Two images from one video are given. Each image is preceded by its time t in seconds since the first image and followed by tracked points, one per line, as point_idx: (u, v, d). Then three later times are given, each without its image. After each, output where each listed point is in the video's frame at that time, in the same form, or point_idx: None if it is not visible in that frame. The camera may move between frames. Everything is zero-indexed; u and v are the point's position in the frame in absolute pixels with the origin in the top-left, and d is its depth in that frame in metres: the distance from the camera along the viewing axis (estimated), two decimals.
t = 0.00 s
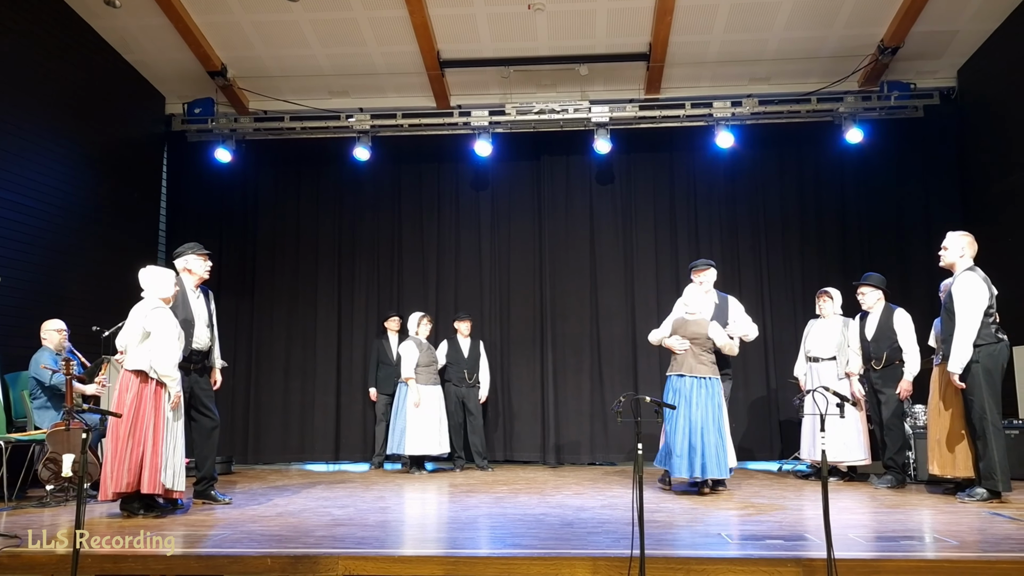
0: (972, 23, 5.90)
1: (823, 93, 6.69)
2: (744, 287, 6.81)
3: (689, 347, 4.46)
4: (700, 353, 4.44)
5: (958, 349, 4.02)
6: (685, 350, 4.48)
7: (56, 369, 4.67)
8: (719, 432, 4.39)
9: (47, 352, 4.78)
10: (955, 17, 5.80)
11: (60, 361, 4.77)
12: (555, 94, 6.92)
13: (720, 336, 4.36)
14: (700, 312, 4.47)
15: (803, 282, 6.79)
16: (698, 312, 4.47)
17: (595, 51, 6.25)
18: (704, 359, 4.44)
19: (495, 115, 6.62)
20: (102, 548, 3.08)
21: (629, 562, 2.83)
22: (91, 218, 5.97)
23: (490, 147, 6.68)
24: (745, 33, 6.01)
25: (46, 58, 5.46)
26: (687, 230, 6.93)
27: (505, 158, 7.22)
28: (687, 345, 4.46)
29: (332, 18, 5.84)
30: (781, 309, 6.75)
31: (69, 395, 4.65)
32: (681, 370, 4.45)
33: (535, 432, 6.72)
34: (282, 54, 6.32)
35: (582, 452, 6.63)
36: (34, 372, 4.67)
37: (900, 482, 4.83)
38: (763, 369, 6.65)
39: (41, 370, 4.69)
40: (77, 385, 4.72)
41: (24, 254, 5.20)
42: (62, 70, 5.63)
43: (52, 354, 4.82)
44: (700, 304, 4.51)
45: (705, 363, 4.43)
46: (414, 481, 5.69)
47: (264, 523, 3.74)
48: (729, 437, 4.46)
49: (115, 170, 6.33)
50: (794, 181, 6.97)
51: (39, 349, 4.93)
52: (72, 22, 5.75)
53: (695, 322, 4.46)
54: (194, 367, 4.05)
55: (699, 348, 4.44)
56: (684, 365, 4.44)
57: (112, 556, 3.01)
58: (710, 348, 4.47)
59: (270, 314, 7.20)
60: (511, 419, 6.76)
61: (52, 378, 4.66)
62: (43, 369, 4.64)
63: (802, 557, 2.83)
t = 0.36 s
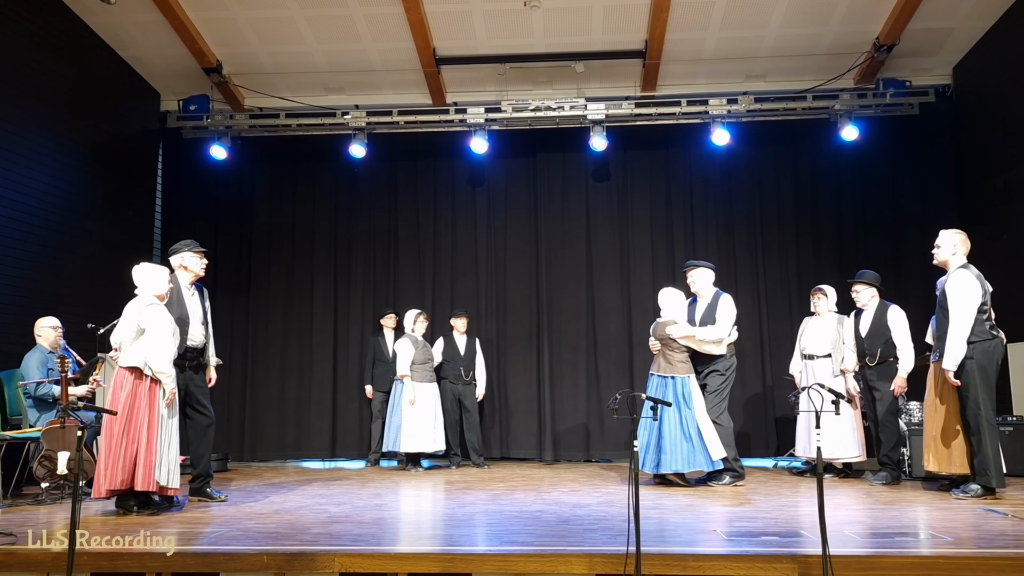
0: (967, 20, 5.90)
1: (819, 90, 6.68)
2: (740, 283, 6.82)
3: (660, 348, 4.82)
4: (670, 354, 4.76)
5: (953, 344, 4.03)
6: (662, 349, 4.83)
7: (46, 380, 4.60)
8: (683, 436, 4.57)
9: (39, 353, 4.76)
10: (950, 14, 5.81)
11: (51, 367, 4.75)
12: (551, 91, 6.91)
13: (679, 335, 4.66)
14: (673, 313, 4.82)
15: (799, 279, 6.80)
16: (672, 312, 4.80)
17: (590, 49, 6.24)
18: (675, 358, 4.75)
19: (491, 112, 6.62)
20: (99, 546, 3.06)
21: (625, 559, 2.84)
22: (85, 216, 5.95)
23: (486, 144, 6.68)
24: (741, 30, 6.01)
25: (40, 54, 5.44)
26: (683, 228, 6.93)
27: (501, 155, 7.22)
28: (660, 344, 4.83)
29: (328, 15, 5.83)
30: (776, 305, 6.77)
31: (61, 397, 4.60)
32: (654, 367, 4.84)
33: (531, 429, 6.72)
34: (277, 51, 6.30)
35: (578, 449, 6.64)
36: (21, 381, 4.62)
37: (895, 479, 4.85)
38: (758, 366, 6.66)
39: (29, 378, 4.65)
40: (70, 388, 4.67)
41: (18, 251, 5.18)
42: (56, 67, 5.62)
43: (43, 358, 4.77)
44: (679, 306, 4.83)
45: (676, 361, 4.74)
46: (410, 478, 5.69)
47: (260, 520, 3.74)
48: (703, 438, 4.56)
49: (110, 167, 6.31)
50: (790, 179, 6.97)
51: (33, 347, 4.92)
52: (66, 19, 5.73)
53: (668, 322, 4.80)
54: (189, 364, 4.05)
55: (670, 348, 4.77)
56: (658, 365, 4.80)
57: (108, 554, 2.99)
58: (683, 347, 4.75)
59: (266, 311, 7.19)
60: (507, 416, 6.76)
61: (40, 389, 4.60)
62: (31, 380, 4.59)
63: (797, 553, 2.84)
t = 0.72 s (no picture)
0: (963, 18, 5.91)
1: (815, 89, 6.70)
2: (736, 281, 6.83)
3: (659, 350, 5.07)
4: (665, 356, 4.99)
5: (946, 341, 4.04)
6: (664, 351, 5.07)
7: (46, 373, 4.61)
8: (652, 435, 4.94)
9: (34, 350, 4.72)
10: (946, 12, 5.82)
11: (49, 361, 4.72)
12: (548, 89, 6.90)
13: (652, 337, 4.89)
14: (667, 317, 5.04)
15: (795, 277, 6.81)
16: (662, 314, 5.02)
17: (587, 47, 6.24)
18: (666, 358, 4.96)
19: (488, 111, 6.61)
20: (95, 545, 3.05)
21: (622, 556, 2.84)
22: (81, 213, 5.94)
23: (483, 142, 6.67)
24: (737, 29, 6.02)
25: (35, 51, 5.42)
26: (680, 226, 6.93)
27: (498, 153, 7.22)
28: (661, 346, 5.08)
29: (324, 13, 5.82)
30: (772, 302, 6.78)
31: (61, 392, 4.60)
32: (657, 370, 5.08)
33: (527, 427, 6.72)
34: (273, 48, 6.29)
35: (575, 447, 6.64)
36: (21, 375, 4.62)
37: (891, 477, 4.86)
38: (755, 364, 6.67)
39: (27, 372, 4.64)
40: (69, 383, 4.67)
41: (13, 249, 5.16)
42: (52, 65, 5.60)
43: (39, 353, 4.74)
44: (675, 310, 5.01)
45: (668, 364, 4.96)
46: (407, 476, 5.69)
47: (256, 519, 3.74)
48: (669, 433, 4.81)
49: (105, 165, 6.29)
50: (786, 176, 6.97)
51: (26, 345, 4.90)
52: (62, 16, 5.72)
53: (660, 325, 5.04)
54: (184, 363, 4.04)
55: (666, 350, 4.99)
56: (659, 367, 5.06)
57: (104, 552, 2.98)
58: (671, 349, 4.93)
59: (263, 309, 7.18)
60: (504, 414, 6.76)
61: (40, 382, 4.61)
62: (30, 374, 4.60)
63: (793, 551, 2.85)
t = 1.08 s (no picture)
0: (959, 17, 5.92)
1: (811, 88, 6.71)
2: (733, 279, 6.84)
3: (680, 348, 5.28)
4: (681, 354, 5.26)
5: (937, 340, 4.07)
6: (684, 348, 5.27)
7: (40, 377, 4.59)
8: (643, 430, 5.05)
9: (28, 352, 4.71)
10: (942, 12, 5.83)
11: (42, 365, 4.69)
12: (545, 87, 6.90)
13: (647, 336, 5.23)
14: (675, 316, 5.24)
15: (791, 276, 6.81)
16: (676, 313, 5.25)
17: (584, 45, 6.24)
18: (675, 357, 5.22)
19: (485, 109, 6.62)
20: (91, 544, 3.05)
21: (618, 554, 2.84)
22: (76, 212, 5.93)
23: (480, 140, 6.67)
24: (734, 27, 6.02)
25: (31, 49, 5.41)
26: (676, 224, 6.94)
27: (495, 152, 7.22)
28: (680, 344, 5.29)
29: (321, 11, 5.82)
30: (768, 301, 6.79)
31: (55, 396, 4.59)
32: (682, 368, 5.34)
33: (524, 425, 6.73)
34: (270, 46, 6.29)
35: (572, 446, 6.65)
36: (14, 379, 4.60)
37: (887, 475, 4.87)
38: (751, 362, 6.68)
39: (21, 375, 4.62)
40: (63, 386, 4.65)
41: (9, 247, 5.16)
42: (47, 63, 5.59)
43: (32, 355, 4.71)
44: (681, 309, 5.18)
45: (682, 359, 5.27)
46: (404, 474, 5.70)
47: (253, 518, 3.73)
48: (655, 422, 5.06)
49: (101, 163, 6.28)
50: (783, 175, 6.98)
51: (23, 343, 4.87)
52: (57, 14, 5.70)
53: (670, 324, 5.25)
54: (179, 361, 4.04)
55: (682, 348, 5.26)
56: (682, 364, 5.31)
57: (100, 551, 2.97)
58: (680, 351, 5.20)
59: (259, 308, 7.17)
60: (501, 413, 6.77)
61: (32, 387, 4.58)
62: (22, 378, 4.56)
63: (789, 549, 2.86)
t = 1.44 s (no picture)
0: (956, 17, 5.93)
1: (809, 86, 6.71)
2: (730, 278, 6.85)
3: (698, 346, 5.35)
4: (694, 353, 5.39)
5: (932, 340, 4.08)
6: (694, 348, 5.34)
7: (33, 378, 4.58)
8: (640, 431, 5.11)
9: (25, 351, 4.71)
10: (939, 11, 5.84)
11: (37, 366, 4.69)
12: (542, 86, 6.89)
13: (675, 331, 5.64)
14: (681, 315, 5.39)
15: (788, 274, 6.82)
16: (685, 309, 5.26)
17: (581, 44, 6.24)
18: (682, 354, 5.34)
19: (482, 107, 6.62)
20: (89, 542, 3.04)
21: (615, 553, 2.85)
22: (73, 210, 5.92)
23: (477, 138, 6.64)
24: (731, 26, 6.03)
25: (28, 47, 5.40)
26: (674, 223, 6.95)
27: (492, 150, 7.22)
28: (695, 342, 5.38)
29: (318, 9, 5.81)
30: (765, 300, 6.80)
31: (49, 396, 4.57)
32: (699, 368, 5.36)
33: (521, 424, 6.73)
34: (267, 45, 6.28)
35: (569, 444, 6.65)
36: (10, 379, 4.61)
37: (883, 473, 4.88)
38: (748, 360, 6.69)
39: (16, 375, 4.63)
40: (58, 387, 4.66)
41: (7, 245, 5.16)
42: (44, 60, 5.58)
43: (30, 356, 4.71)
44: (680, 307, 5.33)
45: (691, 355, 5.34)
46: (401, 472, 5.70)
47: (251, 516, 3.73)
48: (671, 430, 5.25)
49: (98, 161, 6.27)
50: (780, 173, 6.98)
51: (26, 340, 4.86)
52: (54, 11, 5.69)
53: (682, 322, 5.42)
54: (175, 359, 4.04)
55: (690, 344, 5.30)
56: (697, 364, 5.36)
57: (98, 549, 2.96)
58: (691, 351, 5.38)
59: (256, 306, 7.17)
60: (498, 411, 6.77)
61: (25, 388, 4.58)
62: (17, 379, 4.57)
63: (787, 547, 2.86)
